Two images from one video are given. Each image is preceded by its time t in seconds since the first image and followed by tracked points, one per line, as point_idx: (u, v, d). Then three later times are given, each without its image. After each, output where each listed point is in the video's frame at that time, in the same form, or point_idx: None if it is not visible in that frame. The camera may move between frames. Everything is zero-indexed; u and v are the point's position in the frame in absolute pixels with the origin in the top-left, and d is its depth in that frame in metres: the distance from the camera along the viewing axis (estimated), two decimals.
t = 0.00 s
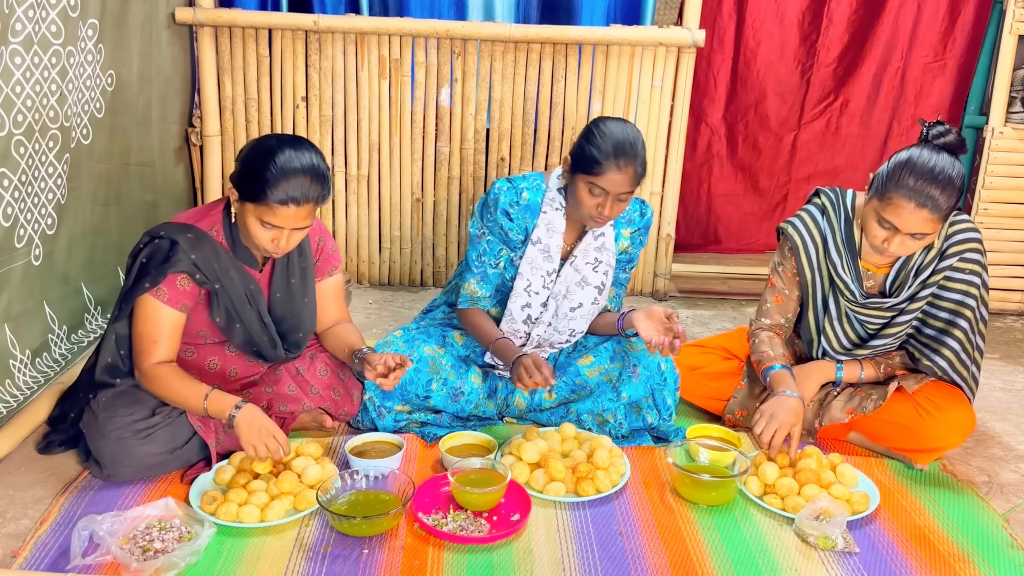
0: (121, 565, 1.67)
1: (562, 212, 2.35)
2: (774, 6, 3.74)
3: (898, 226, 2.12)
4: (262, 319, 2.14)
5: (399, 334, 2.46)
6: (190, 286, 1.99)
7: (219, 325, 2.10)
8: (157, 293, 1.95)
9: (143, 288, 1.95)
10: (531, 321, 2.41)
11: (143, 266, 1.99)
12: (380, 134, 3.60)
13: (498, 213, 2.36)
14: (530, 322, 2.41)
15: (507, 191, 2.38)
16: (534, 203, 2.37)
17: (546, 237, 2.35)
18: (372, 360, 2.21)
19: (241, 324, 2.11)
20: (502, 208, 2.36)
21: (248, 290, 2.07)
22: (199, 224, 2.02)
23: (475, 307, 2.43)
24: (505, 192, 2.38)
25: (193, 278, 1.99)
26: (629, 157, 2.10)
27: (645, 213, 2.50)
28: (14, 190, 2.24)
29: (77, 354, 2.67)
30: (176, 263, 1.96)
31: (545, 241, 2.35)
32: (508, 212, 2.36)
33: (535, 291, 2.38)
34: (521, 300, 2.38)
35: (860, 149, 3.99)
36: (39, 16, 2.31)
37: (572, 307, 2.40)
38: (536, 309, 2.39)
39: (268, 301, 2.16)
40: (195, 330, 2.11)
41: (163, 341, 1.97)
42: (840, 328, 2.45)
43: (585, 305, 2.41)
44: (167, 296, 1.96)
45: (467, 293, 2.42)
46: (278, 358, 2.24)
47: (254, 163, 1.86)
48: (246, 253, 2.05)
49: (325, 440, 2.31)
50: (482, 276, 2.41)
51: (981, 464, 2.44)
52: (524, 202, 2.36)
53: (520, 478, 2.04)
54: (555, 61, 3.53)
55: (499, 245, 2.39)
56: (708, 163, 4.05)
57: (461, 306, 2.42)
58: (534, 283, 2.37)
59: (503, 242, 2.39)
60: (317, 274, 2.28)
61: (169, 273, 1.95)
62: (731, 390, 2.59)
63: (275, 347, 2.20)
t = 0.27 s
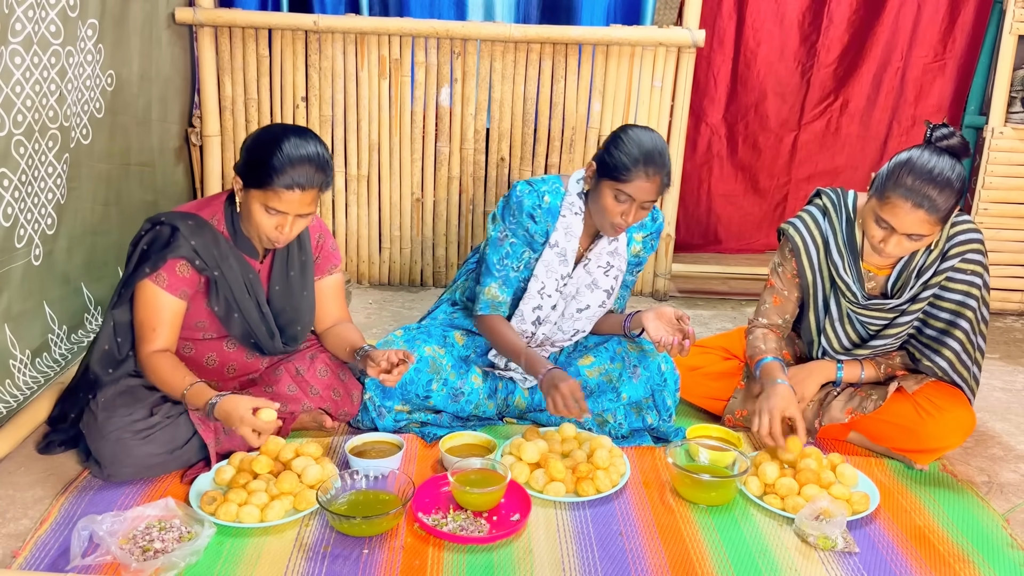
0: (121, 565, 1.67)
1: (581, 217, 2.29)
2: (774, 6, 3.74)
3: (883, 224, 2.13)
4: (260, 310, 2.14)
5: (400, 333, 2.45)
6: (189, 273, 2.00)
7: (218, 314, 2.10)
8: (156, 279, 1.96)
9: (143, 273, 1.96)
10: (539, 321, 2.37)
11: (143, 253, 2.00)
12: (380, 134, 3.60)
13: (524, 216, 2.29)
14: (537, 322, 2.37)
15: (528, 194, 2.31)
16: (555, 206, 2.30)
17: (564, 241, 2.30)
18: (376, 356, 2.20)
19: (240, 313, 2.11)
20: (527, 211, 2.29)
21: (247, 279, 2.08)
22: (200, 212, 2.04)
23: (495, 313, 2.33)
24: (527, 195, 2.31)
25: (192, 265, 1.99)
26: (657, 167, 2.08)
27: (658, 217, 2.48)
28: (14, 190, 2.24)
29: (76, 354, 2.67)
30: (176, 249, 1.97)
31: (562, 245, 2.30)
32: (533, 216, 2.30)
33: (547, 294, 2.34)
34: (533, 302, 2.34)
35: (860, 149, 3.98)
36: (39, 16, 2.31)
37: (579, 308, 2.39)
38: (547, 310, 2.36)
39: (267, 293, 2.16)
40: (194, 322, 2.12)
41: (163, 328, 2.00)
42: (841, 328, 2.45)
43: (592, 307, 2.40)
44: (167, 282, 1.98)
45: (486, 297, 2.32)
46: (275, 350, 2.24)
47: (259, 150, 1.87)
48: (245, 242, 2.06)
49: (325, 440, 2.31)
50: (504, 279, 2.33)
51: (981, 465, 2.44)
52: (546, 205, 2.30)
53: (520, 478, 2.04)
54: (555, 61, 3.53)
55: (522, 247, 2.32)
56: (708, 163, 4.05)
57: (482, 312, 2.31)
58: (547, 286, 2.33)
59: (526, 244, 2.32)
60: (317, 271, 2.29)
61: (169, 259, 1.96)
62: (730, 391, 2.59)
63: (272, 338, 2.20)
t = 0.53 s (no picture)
0: (121, 565, 1.67)
1: (591, 219, 2.25)
2: (775, 7, 3.74)
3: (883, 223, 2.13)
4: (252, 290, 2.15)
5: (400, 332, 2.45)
6: (181, 249, 2.02)
7: (209, 293, 2.11)
8: (149, 257, 1.99)
9: (136, 250, 1.98)
10: (543, 322, 2.34)
11: (135, 233, 2.02)
12: (380, 134, 3.60)
13: (540, 218, 2.24)
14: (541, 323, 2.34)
15: (542, 196, 2.25)
16: (567, 209, 2.25)
17: (574, 243, 2.26)
18: (378, 341, 2.20)
19: (230, 291, 2.11)
20: (542, 213, 2.24)
21: (237, 256, 2.09)
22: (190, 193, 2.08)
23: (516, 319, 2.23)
24: (540, 196, 2.25)
25: (183, 240, 2.02)
26: (671, 173, 2.06)
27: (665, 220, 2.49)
28: (12, 189, 2.24)
29: (75, 354, 2.67)
30: (167, 223, 1.99)
31: (572, 247, 2.26)
32: (548, 217, 2.24)
33: (555, 296, 2.30)
34: (541, 303, 2.29)
35: (860, 149, 3.98)
36: (37, 16, 2.31)
37: (582, 308, 2.38)
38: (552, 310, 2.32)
39: (256, 275, 2.17)
40: (187, 305, 2.13)
41: (163, 309, 2.02)
42: (839, 326, 2.44)
43: (596, 308, 2.39)
44: (160, 260, 2.00)
45: (507, 302, 2.22)
46: (264, 332, 2.23)
47: (247, 126, 1.92)
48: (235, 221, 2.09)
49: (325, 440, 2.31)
50: (521, 281, 2.24)
51: (981, 464, 2.44)
52: (559, 208, 2.25)
53: (520, 478, 2.04)
54: (554, 61, 3.53)
55: (538, 247, 2.24)
56: (708, 163, 4.05)
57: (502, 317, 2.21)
58: (555, 288, 2.28)
59: (543, 244, 2.25)
60: (307, 260, 2.30)
61: (160, 234, 1.99)
62: (727, 394, 2.60)
63: (262, 318, 2.20)
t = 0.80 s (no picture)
0: (121, 565, 1.67)
1: (590, 216, 2.24)
2: (776, 9, 3.75)
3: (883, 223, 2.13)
4: (246, 264, 2.18)
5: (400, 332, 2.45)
6: (174, 226, 2.05)
7: (206, 270, 2.13)
8: (145, 236, 2.01)
9: (131, 230, 2.00)
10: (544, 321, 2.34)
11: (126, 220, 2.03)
12: (380, 134, 3.60)
13: (547, 212, 2.21)
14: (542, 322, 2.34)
15: (544, 191, 2.23)
16: (568, 207, 2.23)
17: (574, 242, 2.26)
18: (370, 313, 2.24)
19: (226, 265, 2.13)
20: (546, 210, 2.21)
21: (227, 230, 2.12)
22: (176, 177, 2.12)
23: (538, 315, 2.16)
24: (542, 192, 2.23)
25: (175, 217, 2.05)
26: (670, 168, 2.05)
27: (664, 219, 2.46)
28: (11, 189, 2.25)
29: (75, 354, 2.67)
30: (157, 201, 2.03)
31: (571, 246, 2.26)
32: (554, 214, 2.22)
33: (555, 295, 2.30)
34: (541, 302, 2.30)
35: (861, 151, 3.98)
36: (36, 15, 2.31)
37: (581, 307, 2.38)
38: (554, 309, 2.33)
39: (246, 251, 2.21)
40: (184, 287, 2.14)
41: (163, 288, 2.03)
42: (831, 329, 2.46)
43: (595, 307, 2.39)
44: (155, 238, 2.02)
45: (527, 298, 2.15)
46: (263, 305, 2.25)
47: (226, 102, 1.99)
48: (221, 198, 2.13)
49: (325, 440, 2.31)
50: (537, 274, 2.18)
51: (981, 464, 2.44)
52: (560, 207, 2.22)
53: (520, 478, 2.04)
54: (555, 61, 3.53)
55: (548, 240, 2.21)
56: (709, 164, 4.05)
57: (522, 314, 2.14)
58: (556, 287, 2.28)
59: (551, 236, 2.22)
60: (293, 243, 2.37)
61: (152, 212, 2.02)
62: (725, 396, 2.61)
63: (260, 290, 2.22)
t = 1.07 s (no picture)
0: (121, 565, 1.67)
1: (585, 213, 2.25)
2: (778, 10, 3.75)
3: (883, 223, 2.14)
4: (231, 243, 2.23)
5: (400, 332, 2.45)
6: (157, 210, 2.10)
7: (193, 251, 2.17)
8: (130, 221, 2.06)
9: (116, 217, 2.06)
10: (544, 318, 2.34)
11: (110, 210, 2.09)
12: (380, 134, 3.60)
13: (534, 213, 2.23)
14: (541, 321, 2.34)
15: (534, 192, 2.24)
16: (560, 206, 2.24)
17: (569, 238, 2.25)
18: (356, 289, 2.22)
19: (211, 245, 2.18)
20: (536, 210, 2.23)
21: (208, 210, 2.18)
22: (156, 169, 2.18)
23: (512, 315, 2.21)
24: (532, 192, 2.24)
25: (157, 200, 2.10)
26: (657, 158, 2.07)
27: (659, 217, 2.45)
28: (13, 189, 2.25)
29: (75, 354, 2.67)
30: (138, 186, 2.08)
31: (567, 242, 2.26)
32: (543, 213, 2.23)
33: (553, 291, 2.31)
34: (539, 300, 2.31)
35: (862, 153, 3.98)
36: (38, 16, 2.31)
37: (580, 304, 2.36)
38: (552, 306, 2.33)
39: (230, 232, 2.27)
40: (173, 271, 2.19)
41: (154, 268, 2.07)
42: (824, 330, 2.47)
43: (593, 305, 2.37)
44: (140, 222, 2.07)
45: (503, 299, 2.19)
46: (251, 283, 2.29)
47: (195, 89, 2.07)
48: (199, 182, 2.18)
49: (325, 440, 2.31)
50: (518, 277, 2.21)
51: (981, 464, 2.44)
52: (552, 205, 2.23)
53: (520, 478, 2.04)
54: (555, 62, 3.53)
55: (534, 243, 2.24)
56: (709, 165, 4.05)
57: (499, 315, 2.18)
58: (553, 283, 2.29)
59: (537, 239, 2.25)
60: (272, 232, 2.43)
61: (134, 198, 2.07)
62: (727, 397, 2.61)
63: (247, 267, 2.26)
